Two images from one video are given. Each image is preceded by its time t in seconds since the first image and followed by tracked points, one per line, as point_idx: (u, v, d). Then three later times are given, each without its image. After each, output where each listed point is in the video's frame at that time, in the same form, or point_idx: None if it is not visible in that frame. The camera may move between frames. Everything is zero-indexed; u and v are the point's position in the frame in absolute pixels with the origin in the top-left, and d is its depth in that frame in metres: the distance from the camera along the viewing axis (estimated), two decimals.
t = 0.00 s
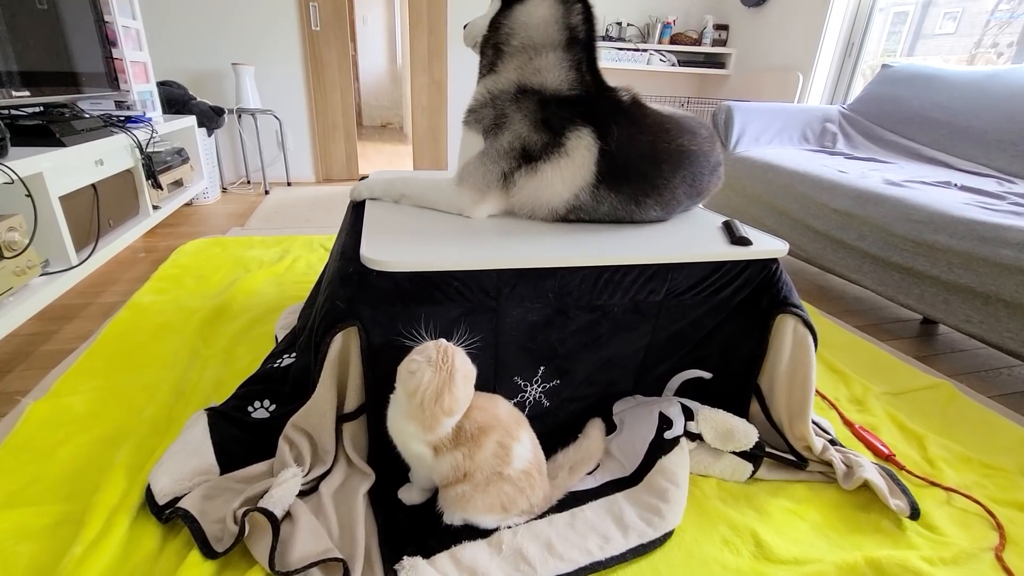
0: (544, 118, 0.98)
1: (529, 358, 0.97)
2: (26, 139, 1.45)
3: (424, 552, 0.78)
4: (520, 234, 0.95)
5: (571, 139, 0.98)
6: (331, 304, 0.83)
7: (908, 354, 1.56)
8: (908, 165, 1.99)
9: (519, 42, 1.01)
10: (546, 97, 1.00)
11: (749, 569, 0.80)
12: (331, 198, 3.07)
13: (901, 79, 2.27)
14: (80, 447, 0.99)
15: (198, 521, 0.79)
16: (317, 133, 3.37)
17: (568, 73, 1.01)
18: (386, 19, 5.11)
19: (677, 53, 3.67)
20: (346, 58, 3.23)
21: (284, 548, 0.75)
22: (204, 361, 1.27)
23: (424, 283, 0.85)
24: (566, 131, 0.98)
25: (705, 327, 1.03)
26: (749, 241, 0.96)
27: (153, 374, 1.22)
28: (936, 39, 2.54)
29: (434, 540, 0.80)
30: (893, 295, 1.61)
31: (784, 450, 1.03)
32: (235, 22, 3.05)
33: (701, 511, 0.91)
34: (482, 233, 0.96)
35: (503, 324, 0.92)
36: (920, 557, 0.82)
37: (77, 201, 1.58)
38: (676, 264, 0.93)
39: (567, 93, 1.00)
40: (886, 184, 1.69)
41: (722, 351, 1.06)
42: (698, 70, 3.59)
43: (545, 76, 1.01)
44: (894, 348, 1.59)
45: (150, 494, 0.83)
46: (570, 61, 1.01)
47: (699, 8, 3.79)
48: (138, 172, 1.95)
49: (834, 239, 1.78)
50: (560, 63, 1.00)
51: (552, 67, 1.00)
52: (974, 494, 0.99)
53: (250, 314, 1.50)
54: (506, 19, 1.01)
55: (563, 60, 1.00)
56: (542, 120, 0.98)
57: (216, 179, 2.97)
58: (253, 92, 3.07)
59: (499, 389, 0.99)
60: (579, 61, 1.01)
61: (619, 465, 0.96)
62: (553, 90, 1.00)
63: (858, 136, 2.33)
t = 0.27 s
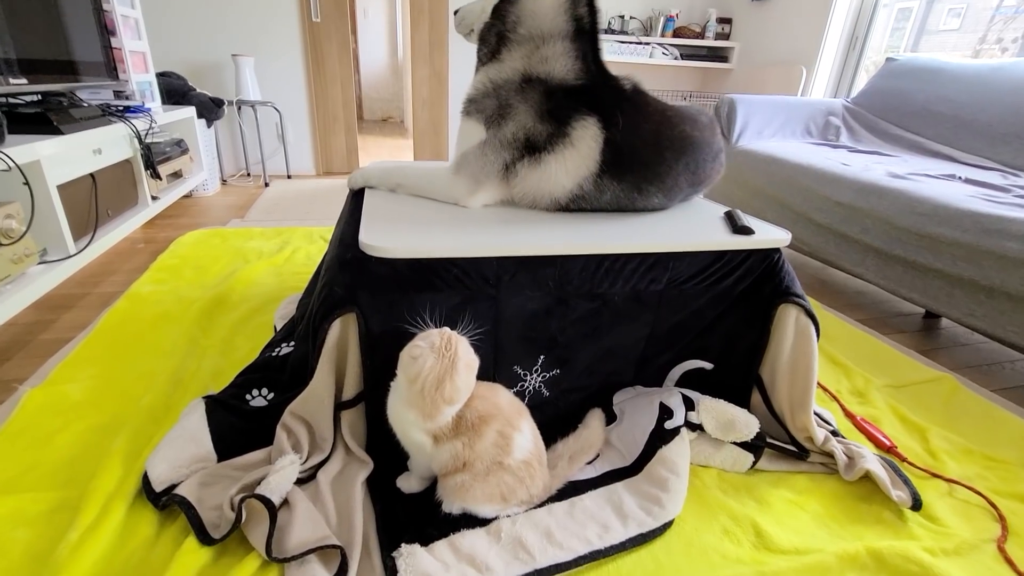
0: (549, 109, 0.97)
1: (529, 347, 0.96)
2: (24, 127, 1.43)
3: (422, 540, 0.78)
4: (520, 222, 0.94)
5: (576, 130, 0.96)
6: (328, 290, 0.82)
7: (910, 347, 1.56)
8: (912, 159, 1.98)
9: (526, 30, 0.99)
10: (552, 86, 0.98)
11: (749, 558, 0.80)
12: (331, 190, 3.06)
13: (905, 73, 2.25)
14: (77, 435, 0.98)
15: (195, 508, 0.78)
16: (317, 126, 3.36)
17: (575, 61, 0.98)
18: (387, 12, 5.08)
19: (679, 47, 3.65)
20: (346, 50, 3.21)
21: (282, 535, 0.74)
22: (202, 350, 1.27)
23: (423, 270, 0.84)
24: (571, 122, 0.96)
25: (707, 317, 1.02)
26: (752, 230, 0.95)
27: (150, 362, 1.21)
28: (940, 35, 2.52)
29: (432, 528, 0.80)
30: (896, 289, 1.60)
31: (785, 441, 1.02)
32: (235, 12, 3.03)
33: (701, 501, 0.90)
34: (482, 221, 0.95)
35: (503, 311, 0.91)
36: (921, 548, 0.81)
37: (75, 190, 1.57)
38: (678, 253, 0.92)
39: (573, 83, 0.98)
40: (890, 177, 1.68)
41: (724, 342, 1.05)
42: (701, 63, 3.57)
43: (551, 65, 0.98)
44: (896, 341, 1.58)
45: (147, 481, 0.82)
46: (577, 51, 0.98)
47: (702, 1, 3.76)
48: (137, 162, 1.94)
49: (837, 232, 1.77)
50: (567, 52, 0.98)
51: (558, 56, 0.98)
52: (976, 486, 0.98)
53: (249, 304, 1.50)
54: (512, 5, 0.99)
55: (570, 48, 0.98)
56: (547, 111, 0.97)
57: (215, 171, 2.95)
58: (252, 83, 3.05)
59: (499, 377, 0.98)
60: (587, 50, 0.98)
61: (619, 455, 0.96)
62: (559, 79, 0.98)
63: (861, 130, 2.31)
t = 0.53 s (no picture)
0: (551, 103, 0.96)
1: (531, 341, 0.95)
2: (23, 119, 1.43)
3: (424, 534, 0.77)
4: (523, 215, 0.93)
5: (579, 123, 0.95)
6: (330, 282, 0.82)
7: (914, 343, 1.55)
8: (916, 154, 1.96)
9: (525, 23, 0.98)
10: (554, 80, 0.97)
11: (753, 553, 0.79)
12: (332, 186, 3.05)
13: (909, 68, 2.24)
14: (76, 427, 0.97)
15: (195, 500, 0.78)
16: (318, 121, 3.34)
17: (576, 54, 0.98)
18: (388, 7, 5.06)
19: (682, 42, 3.63)
20: (347, 45, 3.19)
21: (282, 528, 0.74)
22: (203, 343, 1.26)
23: (425, 262, 0.84)
24: (573, 115, 0.95)
25: (710, 311, 1.02)
26: (756, 224, 0.94)
27: (150, 355, 1.21)
28: (944, 32, 2.51)
29: (434, 522, 0.79)
30: (900, 285, 1.59)
31: (789, 436, 1.02)
32: (235, 7, 3.01)
33: (704, 496, 0.90)
34: (484, 214, 0.94)
35: (505, 304, 0.90)
36: (926, 543, 0.81)
37: (75, 183, 1.57)
38: (682, 246, 0.92)
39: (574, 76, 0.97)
40: (894, 172, 1.67)
41: (727, 336, 1.04)
42: (704, 59, 3.55)
43: (551, 58, 0.97)
44: (900, 338, 1.58)
45: (146, 474, 0.82)
46: (577, 43, 0.98)
47: None
48: (137, 156, 1.93)
49: (840, 228, 1.76)
50: (567, 44, 0.98)
51: (559, 49, 0.97)
52: (981, 481, 0.97)
53: (250, 298, 1.49)
54: None
55: (571, 41, 0.97)
56: (549, 104, 0.96)
57: (216, 166, 2.94)
58: (253, 78, 3.04)
59: (501, 371, 0.97)
60: (587, 43, 0.98)
61: (621, 449, 0.95)
62: (560, 72, 0.97)
63: (865, 126, 2.30)
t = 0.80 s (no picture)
0: (549, 109, 0.96)
1: (532, 343, 0.96)
2: (27, 121, 1.43)
3: (426, 534, 0.78)
4: (525, 219, 0.94)
5: (577, 130, 0.96)
6: (333, 285, 0.83)
7: (912, 346, 1.56)
8: (915, 157, 1.97)
9: (523, 30, 0.98)
10: (552, 86, 0.98)
11: (751, 554, 0.80)
12: (333, 187, 3.06)
13: (909, 71, 2.25)
14: (81, 427, 0.98)
15: (199, 500, 0.79)
16: (319, 122, 3.35)
17: (574, 61, 0.98)
18: (390, 8, 5.07)
19: (683, 45, 3.64)
20: (349, 47, 3.20)
21: (286, 528, 0.75)
22: (206, 344, 1.27)
23: (427, 264, 0.85)
24: (571, 122, 0.96)
25: (710, 313, 1.02)
26: (755, 228, 0.95)
27: (153, 356, 1.22)
28: (945, 34, 2.52)
29: (436, 522, 0.80)
30: (899, 287, 1.60)
31: (787, 438, 1.03)
32: (237, 8, 3.02)
33: (703, 496, 0.90)
34: (485, 218, 0.95)
35: (506, 307, 0.91)
36: (923, 544, 0.82)
37: (78, 184, 1.57)
38: (682, 249, 0.92)
39: (572, 82, 0.98)
40: (893, 175, 1.68)
41: (727, 338, 1.05)
42: (704, 61, 3.56)
43: (549, 65, 0.98)
44: (899, 340, 1.58)
45: (151, 474, 0.82)
46: (575, 50, 0.99)
47: None
48: (140, 157, 1.94)
49: (839, 230, 1.77)
50: (565, 50, 0.98)
51: (557, 56, 0.98)
52: (977, 483, 0.98)
53: (252, 299, 1.50)
54: (508, 5, 0.99)
55: (569, 48, 0.98)
56: (547, 111, 0.96)
57: (217, 167, 2.95)
58: (255, 79, 3.05)
59: (502, 372, 0.98)
60: (585, 50, 0.99)
61: (621, 450, 0.96)
62: (558, 78, 0.98)
63: (865, 128, 2.31)
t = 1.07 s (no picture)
0: (550, 112, 0.97)
1: (533, 345, 0.96)
2: (30, 124, 1.44)
3: (428, 536, 0.78)
4: (527, 221, 0.94)
5: (578, 132, 0.96)
6: (335, 286, 0.83)
7: (914, 348, 1.56)
8: (916, 159, 1.97)
9: (524, 33, 0.99)
10: (553, 89, 0.98)
11: (754, 556, 0.80)
12: (335, 189, 3.06)
13: (910, 72, 2.25)
14: (84, 429, 0.98)
15: (202, 502, 0.79)
16: (321, 124, 3.36)
17: (574, 64, 0.99)
18: (391, 10, 5.08)
19: (684, 46, 3.64)
20: (350, 48, 3.21)
21: (289, 530, 0.75)
22: (208, 346, 1.27)
23: (430, 267, 0.85)
24: (572, 124, 0.96)
25: (712, 315, 1.02)
26: (757, 229, 0.95)
27: (156, 358, 1.22)
28: (945, 35, 2.52)
29: (438, 524, 0.80)
30: (900, 289, 1.60)
31: (789, 440, 1.03)
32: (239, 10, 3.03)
33: (705, 498, 0.90)
34: (487, 220, 0.95)
35: (508, 309, 0.91)
36: (926, 547, 0.82)
37: (81, 186, 1.58)
38: (684, 251, 0.92)
39: (573, 85, 0.98)
40: (895, 176, 1.68)
41: (729, 340, 1.05)
42: (705, 63, 3.56)
43: (550, 68, 0.98)
44: (900, 342, 1.58)
45: (154, 476, 0.82)
46: (575, 52, 0.99)
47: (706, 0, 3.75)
48: (142, 159, 1.94)
49: (841, 232, 1.77)
50: (565, 52, 0.99)
51: (557, 59, 0.98)
52: (980, 485, 0.98)
53: (254, 301, 1.50)
54: (509, 9, 0.99)
55: (569, 50, 0.99)
56: (548, 113, 0.96)
57: (219, 168, 2.96)
58: (256, 81, 3.05)
59: (504, 374, 0.98)
60: (585, 52, 1.00)
61: (623, 452, 0.96)
62: (559, 81, 0.98)
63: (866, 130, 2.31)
